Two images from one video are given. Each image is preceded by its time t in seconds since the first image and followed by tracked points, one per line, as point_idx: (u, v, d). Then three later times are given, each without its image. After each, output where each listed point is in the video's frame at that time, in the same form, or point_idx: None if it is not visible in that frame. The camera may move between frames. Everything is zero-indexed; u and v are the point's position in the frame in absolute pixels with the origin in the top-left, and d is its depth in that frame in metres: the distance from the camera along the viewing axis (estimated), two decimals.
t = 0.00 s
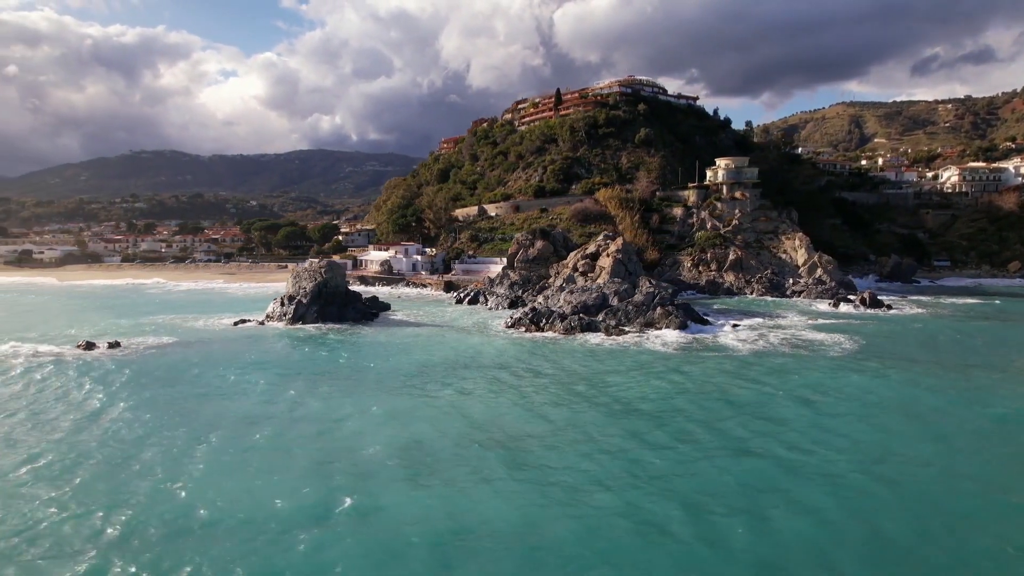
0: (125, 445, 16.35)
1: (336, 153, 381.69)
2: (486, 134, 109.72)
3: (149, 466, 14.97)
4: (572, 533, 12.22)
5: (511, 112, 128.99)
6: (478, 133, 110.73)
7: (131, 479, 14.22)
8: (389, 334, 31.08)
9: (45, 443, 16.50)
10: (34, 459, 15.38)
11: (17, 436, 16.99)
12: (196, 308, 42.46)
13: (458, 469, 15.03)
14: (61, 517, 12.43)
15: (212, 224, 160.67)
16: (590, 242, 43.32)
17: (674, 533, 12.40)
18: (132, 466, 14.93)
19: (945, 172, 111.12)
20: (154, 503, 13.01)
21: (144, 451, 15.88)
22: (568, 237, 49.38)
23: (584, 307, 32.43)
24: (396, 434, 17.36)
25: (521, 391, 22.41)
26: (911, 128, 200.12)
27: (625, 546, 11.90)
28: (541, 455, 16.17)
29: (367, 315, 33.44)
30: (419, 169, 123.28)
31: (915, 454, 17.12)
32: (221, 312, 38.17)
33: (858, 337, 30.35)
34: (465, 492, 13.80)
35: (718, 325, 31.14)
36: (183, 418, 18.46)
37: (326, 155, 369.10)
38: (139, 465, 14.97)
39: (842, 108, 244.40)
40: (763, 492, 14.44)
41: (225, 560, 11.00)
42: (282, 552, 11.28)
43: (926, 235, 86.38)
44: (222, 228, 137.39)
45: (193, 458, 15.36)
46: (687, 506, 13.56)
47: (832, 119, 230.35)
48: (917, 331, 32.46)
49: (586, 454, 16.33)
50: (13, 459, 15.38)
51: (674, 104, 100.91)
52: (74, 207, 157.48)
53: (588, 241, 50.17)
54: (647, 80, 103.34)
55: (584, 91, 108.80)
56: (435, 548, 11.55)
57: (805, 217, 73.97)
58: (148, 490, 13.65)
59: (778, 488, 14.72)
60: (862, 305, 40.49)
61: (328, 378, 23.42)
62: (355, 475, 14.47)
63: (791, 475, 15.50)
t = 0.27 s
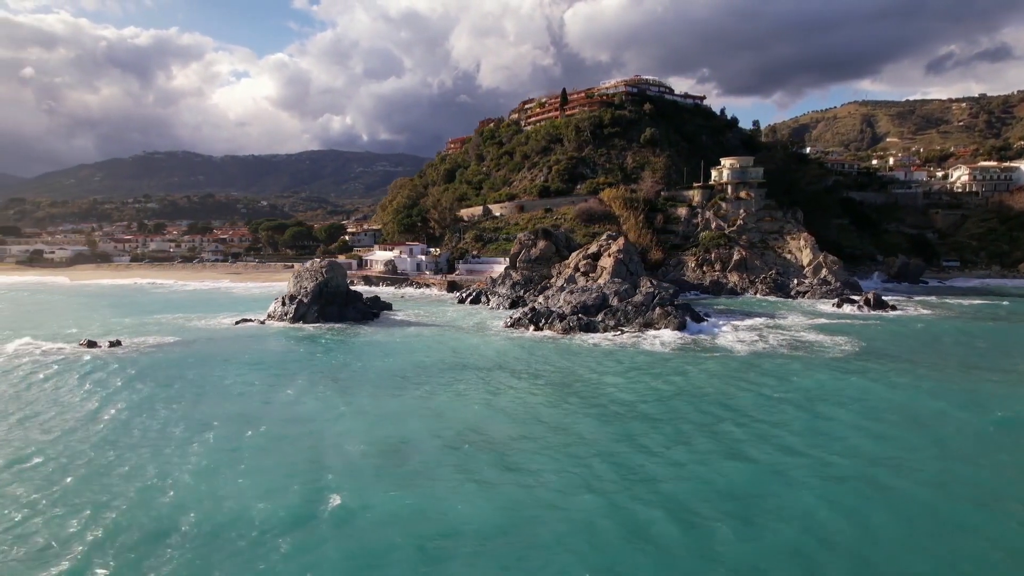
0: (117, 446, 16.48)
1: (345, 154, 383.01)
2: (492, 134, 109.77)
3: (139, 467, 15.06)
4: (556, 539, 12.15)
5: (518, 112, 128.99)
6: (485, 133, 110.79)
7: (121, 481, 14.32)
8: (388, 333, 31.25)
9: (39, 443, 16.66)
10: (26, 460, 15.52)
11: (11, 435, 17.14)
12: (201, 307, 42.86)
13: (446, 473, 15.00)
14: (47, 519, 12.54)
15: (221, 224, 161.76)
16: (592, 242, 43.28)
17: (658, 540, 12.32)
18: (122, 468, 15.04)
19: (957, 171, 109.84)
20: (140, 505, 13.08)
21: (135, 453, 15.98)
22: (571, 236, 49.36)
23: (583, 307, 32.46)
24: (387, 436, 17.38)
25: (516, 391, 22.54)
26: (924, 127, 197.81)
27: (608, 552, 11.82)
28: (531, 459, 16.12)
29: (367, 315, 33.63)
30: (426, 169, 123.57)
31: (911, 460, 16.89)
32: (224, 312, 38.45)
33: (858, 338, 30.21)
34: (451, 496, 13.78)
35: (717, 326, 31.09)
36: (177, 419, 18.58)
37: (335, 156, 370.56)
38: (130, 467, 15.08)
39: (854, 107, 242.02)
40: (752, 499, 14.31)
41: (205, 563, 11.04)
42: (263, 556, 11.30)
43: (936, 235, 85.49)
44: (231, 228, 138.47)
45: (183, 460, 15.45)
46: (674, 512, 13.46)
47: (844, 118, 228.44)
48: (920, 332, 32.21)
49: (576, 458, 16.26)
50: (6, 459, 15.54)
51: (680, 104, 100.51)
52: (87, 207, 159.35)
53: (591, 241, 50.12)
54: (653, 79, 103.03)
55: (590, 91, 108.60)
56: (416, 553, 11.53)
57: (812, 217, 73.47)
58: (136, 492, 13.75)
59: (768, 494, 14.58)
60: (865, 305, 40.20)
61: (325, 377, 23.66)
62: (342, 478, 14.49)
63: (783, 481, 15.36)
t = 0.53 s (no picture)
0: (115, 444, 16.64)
1: (355, 154, 384.59)
2: (499, 134, 109.79)
3: (134, 468, 15.19)
4: (546, 548, 12.14)
5: (526, 112, 128.94)
6: (492, 133, 110.80)
7: (117, 480, 14.47)
8: (390, 333, 31.42)
9: (37, 441, 16.79)
10: (25, 458, 15.68)
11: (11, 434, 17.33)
12: (207, 307, 43.25)
13: (439, 478, 14.97)
14: (44, 518, 12.67)
15: (232, 224, 162.98)
16: (596, 242, 43.20)
17: (647, 549, 12.31)
18: (118, 468, 15.13)
19: (969, 170, 108.40)
20: (135, 505, 13.22)
21: (132, 452, 16.12)
22: (575, 236, 49.29)
23: (584, 307, 32.45)
24: (382, 438, 17.40)
25: (513, 391, 22.64)
26: (938, 126, 195.33)
27: (596, 561, 11.80)
28: (525, 463, 16.13)
29: (370, 314, 33.79)
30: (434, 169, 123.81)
31: (909, 465, 16.73)
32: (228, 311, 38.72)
33: (861, 339, 30.00)
34: (442, 502, 13.76)
35: (719, 326, 31.00)
36: (175, 418, 18.67)
37: (346, 156, 372.17)
38: (127, 466, 15.23)
39: (867, 106, 239.51)
40: (746, 505, 14.21)
41: (195, 562, 11.21)
42: (252, 558, 11.36)
43: (947, 235, 84.46)
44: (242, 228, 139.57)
45: (179, 460, 15.57)
46: (663, 517, 13.46)
47: (857, 117, 226.12)
48: (925, 333, 31.90)
49: (570, 463, 16.23)
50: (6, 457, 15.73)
51: (688, 103, 100.02)
52: (101, 207, 161.30)
53: (595, 241, 50.04)
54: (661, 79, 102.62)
55: (597, 90, 108.33)
56: (405, 559, 11.58)
57: (820, 217, 72.93)
58: (133, 492, 13.88)
59: (764, 502, 14.43)
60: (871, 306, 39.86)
61: (325, 375, 23.88)
62: (334, 479, 14.62)
63: (777, 487, 15.23)
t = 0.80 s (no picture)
0: (114, 441, 16.87)
1: (366, 154, 386.18)
2: (507, 134, 109.85)
3: (131, 465, 15.37)
4: (534, 551, 12.19)
5: (534, 112, 128.90)
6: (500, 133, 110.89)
7: (113, 477, 14.66)
8: (393, 332, 31.61)
9: (37, 438, 17.04)
10: (25, 454, 15.92)
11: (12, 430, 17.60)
12: (214, 306, 43.70)
13: (432, 480, 15.07)
14: (39, 513, 12.85)
15: (244, 224, 164.34)
16: (600, 242, 43.16)
17: (633, 550, 12.44)
18: (115, 466, 15.32)
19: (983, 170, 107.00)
20: (130, 503, 13.39)
21: (130, 449, 16.33)
22: (580, 236, 49.27)
23: (586, 307, 32.48)
24: (378, 439, 17.52)
25: (511, 392, 22.77)
26: (954, 125, 192.92)
27: (584, 564, 11.82)
28: (519, 466, 16.17)
29: (373, 314, 33.99)
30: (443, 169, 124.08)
31: (907, 470, 16.61)
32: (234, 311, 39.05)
33: (864, 340, 29.82)
34: (434, 504, 13.85)
35: (721, 327, 30.94)
36: (174, 416, 18.87)
37: (357, 156, 373.88)
38: (124, 463, 15.42)
39: (881, 105, 236.99)
40: (735, 506, 14.31)
41: (190, 556, 11.51)
42: (242, 557, 11.50)
43: (959, 235, 83.44)
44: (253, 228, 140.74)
45: (175, 458, 15.74)
46: (651, 519, 13.58)
47: (870, 116, 223.85)
48: (930, 335, 31.63)
49: (564, 466, 16.27)
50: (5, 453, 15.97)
51: (696, 103, 99.58)
52: (116, 207, 163.28)
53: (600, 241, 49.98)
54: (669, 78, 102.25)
55: (605, 90, 108.10)
56: (395, 561, 11.67)
57: (829, 217, 72.36)
58: (128, 489, 14.06)
59: (756, 506, 14.38)
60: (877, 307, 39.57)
61: (326, 374, 24.14)
62: (329, 477, 14.88)
63: (768, 488, 15.30)
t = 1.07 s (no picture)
0: (112, 441, 17.06)
1: (377, 155, 387.88)
2: (515, 134, 109.80)
3: (128, 465, 15.56)
4: (524, 556, 12.22)
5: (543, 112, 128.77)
6: (508, 133, 110.90)
7: (110, 477, 14.84)
8: (396, 332, 31.80)
9: (37, 437, 17.25)
10: (24, 453, 16.15)
11: (13, 429, 17.86)
12: (222, 305, 44.16)
13: (426, 482, 15.14)
14: (35, 513, 13.04)
15: (256, 224, 165.60)
16: (604, 242, 43.13)
17: (619, 549, 12.62)
18: (112, 466, 15.49)
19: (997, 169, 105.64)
20: (124, 503, 13.55)
21: (128, 449, 16.51)
22: (586, 236, 49.24)
23: (589, 307, 32.52)
24: (374, 441, 17.64)
25: (511, 392, 22.94)
26: (969, 124, 190.41)
27: (573, 570, 11.84)
28: (513, 468, 16.21)
29: (376, 313, 34.19)
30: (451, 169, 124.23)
31: (905, 475, 16.48)
32: (240, 310, 39.36)
33: (868, 341, 29.60)
34: (426, 507, 13.93)
35: (723, 328, 30.86)
36: (178, 414, 19.27)
37: (368, 157, 375.70)
38: (121, 463, 15.60)
39: (896, 104, 234.68)
40: (724, 508, 14.44)
41: (188, 551, 11.86)
42: (233, 559, 11.62)
43: (971, 235, 82.34)
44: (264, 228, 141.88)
45: (175, 457, 16.01)
46: (641, 520, 13.79)
47: (885, 115, 221.60)
48: (935, 336, 31.37)
49: (557, 467, 16.45)
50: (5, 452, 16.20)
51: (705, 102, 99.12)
52: (130, 207, 165.27)
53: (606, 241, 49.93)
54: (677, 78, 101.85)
55: (613, 90, 107.80)
56: (384, 564, 11.76)
57: (839, 217, 71.75)
58: (124, 489, 14.24)
59: (749, 512, 14.32)
60: (883, 307, 39.19)
61: (328, 373, 24.40)
62: (325, 475, 15.19)
63: (757, 490, 15.43)
